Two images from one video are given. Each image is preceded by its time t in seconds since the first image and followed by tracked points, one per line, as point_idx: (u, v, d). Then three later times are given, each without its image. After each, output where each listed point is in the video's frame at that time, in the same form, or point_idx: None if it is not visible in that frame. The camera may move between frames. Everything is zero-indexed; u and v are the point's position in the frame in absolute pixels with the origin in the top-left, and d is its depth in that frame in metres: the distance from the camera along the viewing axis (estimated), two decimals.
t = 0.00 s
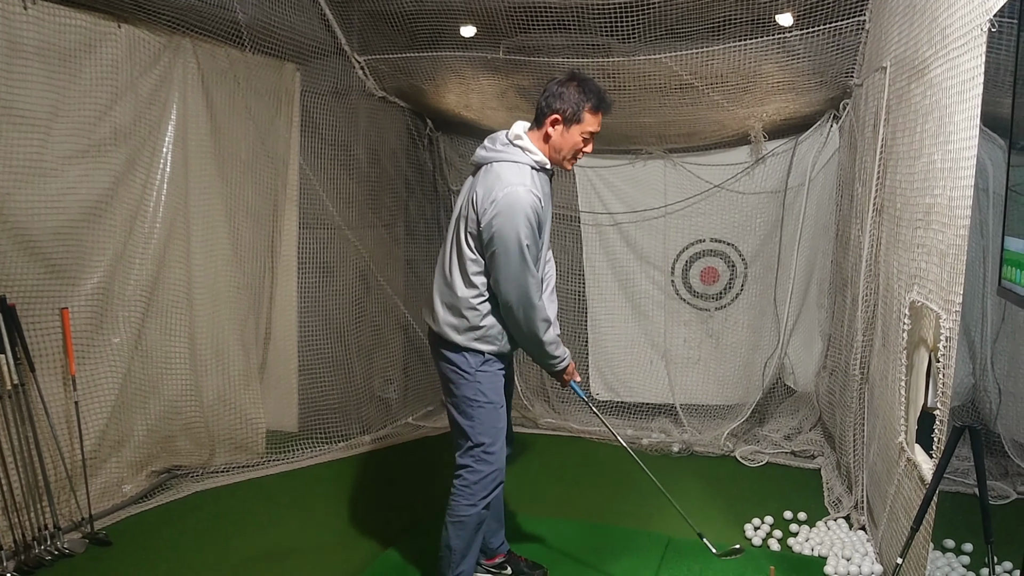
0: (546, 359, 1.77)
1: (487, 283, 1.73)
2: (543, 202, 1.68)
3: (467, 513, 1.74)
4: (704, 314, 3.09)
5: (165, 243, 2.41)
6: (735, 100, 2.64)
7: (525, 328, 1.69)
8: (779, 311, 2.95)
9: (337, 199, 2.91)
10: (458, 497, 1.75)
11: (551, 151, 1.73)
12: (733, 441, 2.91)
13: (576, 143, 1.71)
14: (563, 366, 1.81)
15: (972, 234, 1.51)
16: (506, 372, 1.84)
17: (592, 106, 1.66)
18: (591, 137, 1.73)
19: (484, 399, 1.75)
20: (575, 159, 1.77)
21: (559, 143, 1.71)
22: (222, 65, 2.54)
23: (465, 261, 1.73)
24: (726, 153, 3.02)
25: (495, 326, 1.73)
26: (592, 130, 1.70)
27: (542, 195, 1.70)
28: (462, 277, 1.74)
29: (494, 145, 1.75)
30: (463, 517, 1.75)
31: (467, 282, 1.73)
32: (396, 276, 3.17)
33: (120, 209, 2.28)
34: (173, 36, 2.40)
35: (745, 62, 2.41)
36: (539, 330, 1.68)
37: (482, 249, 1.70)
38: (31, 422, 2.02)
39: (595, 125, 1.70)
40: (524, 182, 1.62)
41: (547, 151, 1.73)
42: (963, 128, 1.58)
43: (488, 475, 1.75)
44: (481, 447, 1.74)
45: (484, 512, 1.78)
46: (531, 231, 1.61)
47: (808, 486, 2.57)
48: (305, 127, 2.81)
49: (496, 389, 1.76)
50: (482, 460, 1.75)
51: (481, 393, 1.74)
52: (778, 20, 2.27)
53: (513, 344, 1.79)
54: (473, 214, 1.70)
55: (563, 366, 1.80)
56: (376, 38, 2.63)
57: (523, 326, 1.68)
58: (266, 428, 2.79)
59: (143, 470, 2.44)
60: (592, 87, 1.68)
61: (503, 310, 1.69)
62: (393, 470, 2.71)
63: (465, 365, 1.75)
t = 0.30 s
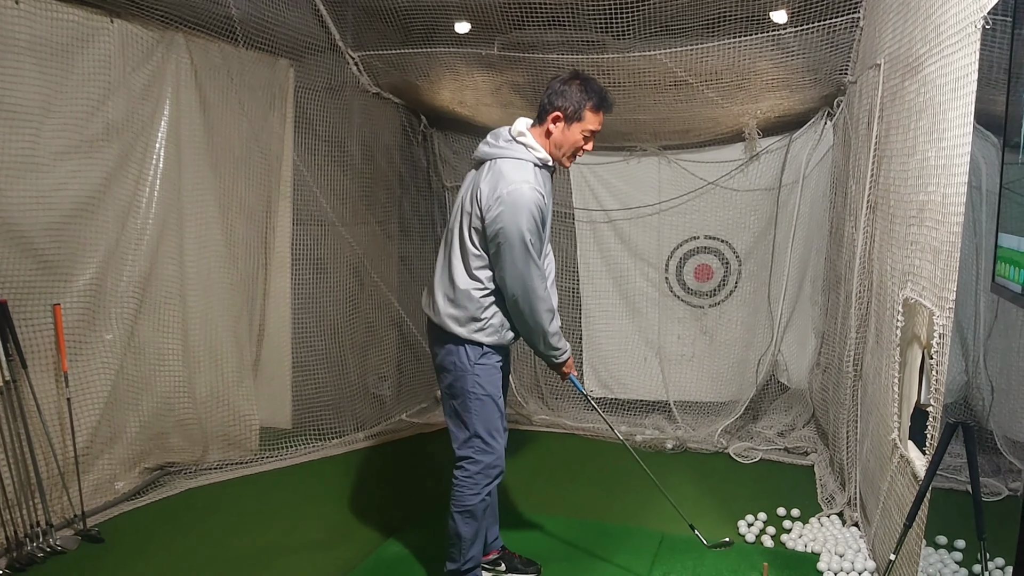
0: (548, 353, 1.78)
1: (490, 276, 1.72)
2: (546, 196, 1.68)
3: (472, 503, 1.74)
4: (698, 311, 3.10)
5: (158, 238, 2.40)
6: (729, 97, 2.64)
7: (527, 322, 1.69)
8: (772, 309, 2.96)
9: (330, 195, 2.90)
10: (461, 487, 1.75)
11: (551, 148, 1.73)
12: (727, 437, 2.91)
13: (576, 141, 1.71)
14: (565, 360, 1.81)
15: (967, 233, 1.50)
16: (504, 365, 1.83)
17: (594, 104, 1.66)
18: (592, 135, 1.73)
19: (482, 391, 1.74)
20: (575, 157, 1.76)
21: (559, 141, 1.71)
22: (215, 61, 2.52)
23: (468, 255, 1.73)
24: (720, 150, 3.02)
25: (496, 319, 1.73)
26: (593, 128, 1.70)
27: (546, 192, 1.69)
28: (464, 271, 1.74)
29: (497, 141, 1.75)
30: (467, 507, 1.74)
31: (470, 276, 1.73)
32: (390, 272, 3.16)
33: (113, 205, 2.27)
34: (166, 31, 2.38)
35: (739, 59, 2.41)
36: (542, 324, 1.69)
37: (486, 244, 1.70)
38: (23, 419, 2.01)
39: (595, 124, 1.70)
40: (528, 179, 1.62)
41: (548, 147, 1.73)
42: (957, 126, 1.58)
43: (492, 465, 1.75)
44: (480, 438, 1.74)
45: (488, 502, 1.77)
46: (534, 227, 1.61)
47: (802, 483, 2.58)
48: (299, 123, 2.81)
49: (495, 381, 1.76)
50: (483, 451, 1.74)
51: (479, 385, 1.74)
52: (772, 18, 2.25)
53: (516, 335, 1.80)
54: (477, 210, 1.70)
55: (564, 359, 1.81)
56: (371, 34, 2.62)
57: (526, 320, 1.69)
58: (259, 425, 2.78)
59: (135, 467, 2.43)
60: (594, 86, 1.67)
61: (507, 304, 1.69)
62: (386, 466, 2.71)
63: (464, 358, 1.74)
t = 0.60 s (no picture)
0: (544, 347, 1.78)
1: (484, 270, 1.72)
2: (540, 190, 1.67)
3: (464, 499, 1.74)
4: (691, 307, 3.10)
5: (150, 233, 2.39)
6: (723, 92, 2.64)
7: (524, 316, 1.69)
8: (766, 304, 2.96)
9: (324, 190, 2.89)
10: (454, 482, 1.75)
11: (545, 141, 1.72)
12: (720, 432, 2.92)
13: (569, 133, 1.70)
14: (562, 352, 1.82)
15: (960, 225, 1.50)
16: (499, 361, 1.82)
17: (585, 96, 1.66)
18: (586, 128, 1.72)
19: (476, 387, 1.73)
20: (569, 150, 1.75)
21: (553, 134, 1.71)
22: (208, 55, 2.52)
23: (462, 250, 1.73)
24: (714, 145, 3.02)
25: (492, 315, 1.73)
26: (586, 120, 1.69)
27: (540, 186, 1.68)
28: (458, 266, 1.74)
29: (491, 135, 1.74)
30: (461, 502, 1.74)
31: (464, 271, 1.72)
32: (383, 267, 3.16)
33: (105, 198, 2.25)
34: (157, 25, 2.37)
35: (734, 54, 2.41)
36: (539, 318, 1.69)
37: (479, 238, 1.70)
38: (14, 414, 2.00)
39: (589, 116, 1.69)
40: (521, 173, 1.61)
41: (542, 140, 1.73)
42: (951, 121, 1.58)
43: (486, 461, 1.75)
44: (473, 433, 1.73)
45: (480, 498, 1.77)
46: (529, 222, 1.61)
47: (795, 478, 2.58)
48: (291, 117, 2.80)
49: (489, 377, 1.75)
50: (477, 446, 1.74)
51: (472, 380, 1.73)
52: (767, 12, 2.30)
53: (512, 329, 1.80)
54: (470, 204, 1.69)
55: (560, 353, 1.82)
56: (364, 28, 2.61)
57: (521, 314, 1.68)
58: (252, 420, 2.78)
59: (128, 462, 2.43)
60: (587, 78, 1.66)
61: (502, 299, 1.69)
62: (379, 462, 2.71)
63: (459, 353, 1.74)
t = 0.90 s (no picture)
0: (539, 335, 1.78)
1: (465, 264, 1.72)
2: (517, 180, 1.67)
3: (451, 497, 1.74)
4: (683, 302, 3.11)
5: (140, 229, 2.38)
6: (713, 88, 2.65)
7: (512, 307, 1.69)
8: (757, 299, 2.97)
9: (315, 186, 2.89)
10: (440, 481, 1.75)
11: (521, 129, 1.71)
12: (711, 427, 2.93)
13: (544, 120, 1.68)
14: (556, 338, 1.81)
15: (948, 224, 1.50)
16: (485, 357, 1.81)
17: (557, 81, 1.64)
18: (561, 114, 1.69)
19: (457, 384, 1.73)
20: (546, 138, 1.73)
21: (527, 120, 1.69)
22: (197, 51, 2.51)
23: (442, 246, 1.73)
24: (705, 140, 3.03)
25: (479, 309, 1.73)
26: (560, 106, 1.67)
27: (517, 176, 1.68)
28: (439, 262, 1.73)
29: (466, 128, 1.73)
30: (447, 500, 1.75)
31: (444, 267, 1.72)
32: (375, 264, 3.15)
33: (94, 195, 2.24)
34: (146, 21, 2.36)
35: (725, 49, 2.41)
36: (529, 307, 1.68)
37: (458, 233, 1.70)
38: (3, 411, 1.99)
39: (563, 102, 1.67)
40: (494, 165, 1.61)
41: (518, 129, 1.71)
42: (941, 116, 1.58)
43: (467, 458, 1.74)
44: (456, 431, 1.73)
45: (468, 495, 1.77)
46: (507, 213, 1.61)
47: (786, 472, 2.59)
48: (282, 113, 2.79)
49: (471, 374, 1.73)
50: (460, 444, 1.74)
51: (454, 378, 1.72)
52: (757, 8, 2.26)
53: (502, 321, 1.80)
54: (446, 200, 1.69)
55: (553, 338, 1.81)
56: (353, 23, 2.61)
57: (510, 303, 1.69)
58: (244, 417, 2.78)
59: (119, 459, 2.42)
60: (560, 63, 1.65)
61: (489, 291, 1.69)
62: (371, 459, 2.70)
63: (441, 350, 1.73)
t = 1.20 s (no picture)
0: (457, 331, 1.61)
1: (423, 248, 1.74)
2: (465, 162, 1.64)
3: (423, 494, 1.73)
4: (677, 299, 3.11)
5: (134, 227, 2.38)
6: (708, 85, 2.65)
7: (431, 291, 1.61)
8: (751, 296, 2.98)
9: (309, 184, 2.88)
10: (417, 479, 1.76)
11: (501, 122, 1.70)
12: (706, 424, 2.94)
13: (522, 112, 1.66)
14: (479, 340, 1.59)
15: (942, 218, 1.50)
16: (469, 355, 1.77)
17: (538, 73, 1.62)
18: (541, 108, 1.66)
19: (422, 381, 1.73)
20: (526, 132, 1.69)
21: (506, 112, 1.67)
22: (190, 48, 2.50)
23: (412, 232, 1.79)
24: (699, 137, 3.03)
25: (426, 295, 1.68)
26: (539, 99, 1.64)
27: (468, 159, 1.65)
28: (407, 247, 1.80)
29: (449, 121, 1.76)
30: (422, 497, 1.74)
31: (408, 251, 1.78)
32: (370, 261, 3.15)
33: (87, 192, 2.24)
34: (139, 17, 2.35)
35: (718, 46, 2.41)
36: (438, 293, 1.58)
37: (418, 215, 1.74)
38: None
39: (543, 95, 1.64)
40: (434, 142, 1.62)
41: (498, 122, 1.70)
42: (933, 113, 1.58)
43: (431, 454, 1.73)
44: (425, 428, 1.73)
45: (444, 492, 1.74)
46: (433, 188, 1.58)
47: (780, 468, 2.60)
48: (276, 110, 2.79)
49: (436, 370, 1.73)
50: (428, 441, 1.73)
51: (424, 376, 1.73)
52: (750, 5, 2.25)
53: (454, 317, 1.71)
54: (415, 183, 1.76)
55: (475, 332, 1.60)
56: (347, 20, 2.60)
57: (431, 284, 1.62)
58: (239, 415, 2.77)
59: (113, 457, 2.42)
60: (543, 57, 1.64)
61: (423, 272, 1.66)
62: (366, 456, 2.70)
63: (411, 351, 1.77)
